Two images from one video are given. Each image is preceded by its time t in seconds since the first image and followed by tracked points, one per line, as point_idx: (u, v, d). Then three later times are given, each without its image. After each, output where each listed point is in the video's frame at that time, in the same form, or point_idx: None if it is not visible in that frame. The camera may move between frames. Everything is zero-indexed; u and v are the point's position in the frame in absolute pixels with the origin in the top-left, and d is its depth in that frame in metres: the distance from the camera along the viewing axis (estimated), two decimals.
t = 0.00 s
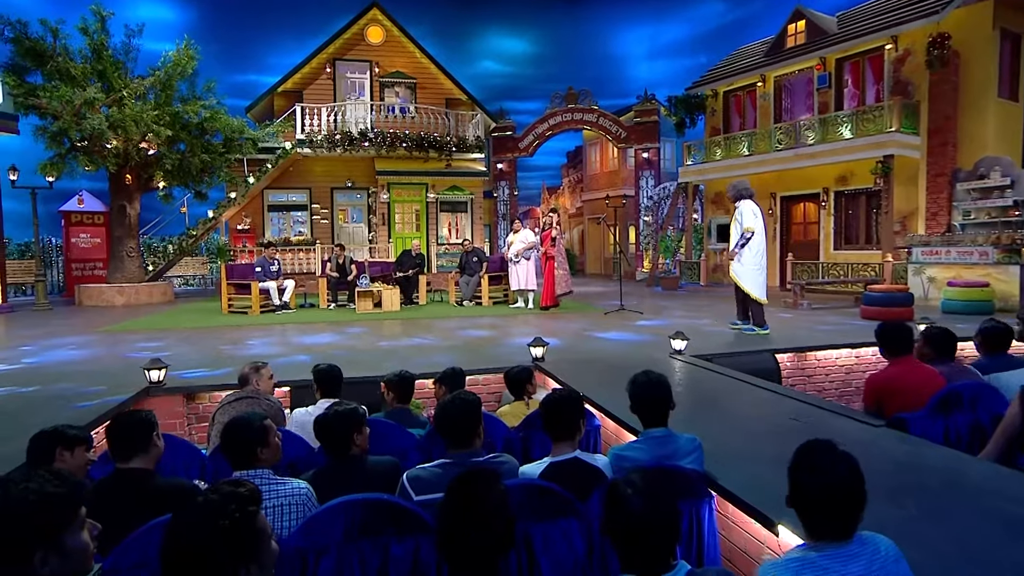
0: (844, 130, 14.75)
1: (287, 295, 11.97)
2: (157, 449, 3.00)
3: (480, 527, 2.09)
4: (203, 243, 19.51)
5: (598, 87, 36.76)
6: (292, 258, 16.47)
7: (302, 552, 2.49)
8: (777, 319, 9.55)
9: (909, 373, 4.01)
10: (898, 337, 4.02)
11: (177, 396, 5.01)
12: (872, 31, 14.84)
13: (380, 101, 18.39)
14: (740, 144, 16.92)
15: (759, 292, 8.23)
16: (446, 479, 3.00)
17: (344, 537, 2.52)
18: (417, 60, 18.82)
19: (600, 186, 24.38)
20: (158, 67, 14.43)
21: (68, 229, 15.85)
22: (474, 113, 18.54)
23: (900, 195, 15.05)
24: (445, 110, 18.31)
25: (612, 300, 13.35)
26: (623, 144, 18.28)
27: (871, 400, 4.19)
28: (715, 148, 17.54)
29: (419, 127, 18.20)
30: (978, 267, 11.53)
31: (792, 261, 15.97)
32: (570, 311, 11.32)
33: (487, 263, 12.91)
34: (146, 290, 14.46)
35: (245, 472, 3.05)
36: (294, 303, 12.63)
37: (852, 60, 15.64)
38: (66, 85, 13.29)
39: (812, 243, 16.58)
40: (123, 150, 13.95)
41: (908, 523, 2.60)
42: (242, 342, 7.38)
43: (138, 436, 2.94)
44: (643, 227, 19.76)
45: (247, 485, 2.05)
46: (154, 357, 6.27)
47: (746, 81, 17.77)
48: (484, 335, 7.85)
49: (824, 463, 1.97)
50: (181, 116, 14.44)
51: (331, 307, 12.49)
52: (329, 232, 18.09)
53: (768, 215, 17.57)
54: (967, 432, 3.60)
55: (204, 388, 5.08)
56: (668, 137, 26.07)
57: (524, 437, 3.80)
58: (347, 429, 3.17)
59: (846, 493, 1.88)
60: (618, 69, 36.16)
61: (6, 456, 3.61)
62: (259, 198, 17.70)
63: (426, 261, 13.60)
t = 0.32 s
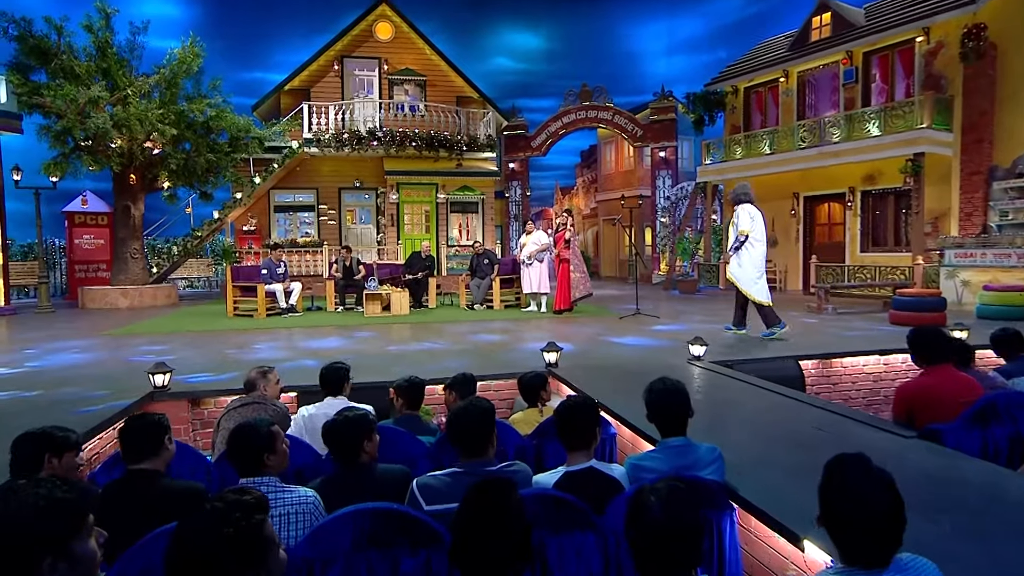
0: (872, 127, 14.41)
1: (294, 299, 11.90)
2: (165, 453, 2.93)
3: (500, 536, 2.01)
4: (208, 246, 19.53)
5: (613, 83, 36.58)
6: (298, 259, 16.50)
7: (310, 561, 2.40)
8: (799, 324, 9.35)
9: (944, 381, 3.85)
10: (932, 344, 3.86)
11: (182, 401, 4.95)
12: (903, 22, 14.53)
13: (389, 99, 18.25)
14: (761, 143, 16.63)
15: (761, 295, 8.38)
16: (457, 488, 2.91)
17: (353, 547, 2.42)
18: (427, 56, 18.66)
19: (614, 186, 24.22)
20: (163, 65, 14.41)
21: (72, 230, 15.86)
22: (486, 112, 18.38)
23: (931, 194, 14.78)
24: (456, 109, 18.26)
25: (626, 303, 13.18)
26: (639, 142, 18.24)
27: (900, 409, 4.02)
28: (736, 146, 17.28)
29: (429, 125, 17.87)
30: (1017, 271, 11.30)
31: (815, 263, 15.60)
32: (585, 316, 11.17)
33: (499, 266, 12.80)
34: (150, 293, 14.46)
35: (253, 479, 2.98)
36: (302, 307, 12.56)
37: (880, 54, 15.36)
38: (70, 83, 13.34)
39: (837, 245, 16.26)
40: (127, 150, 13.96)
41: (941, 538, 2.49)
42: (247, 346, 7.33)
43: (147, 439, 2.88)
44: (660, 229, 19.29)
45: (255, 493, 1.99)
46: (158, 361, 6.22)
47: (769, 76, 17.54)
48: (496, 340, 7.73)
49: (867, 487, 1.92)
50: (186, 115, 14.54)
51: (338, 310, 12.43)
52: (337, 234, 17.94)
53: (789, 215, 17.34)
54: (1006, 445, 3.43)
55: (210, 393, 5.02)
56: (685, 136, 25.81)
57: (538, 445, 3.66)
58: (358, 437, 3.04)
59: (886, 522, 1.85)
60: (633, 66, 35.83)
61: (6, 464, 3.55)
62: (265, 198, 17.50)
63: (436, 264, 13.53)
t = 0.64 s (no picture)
0: (901, 122, 13.80)
1: (297, 302, 11.79)
2: (175, 458, 2.93)
3: (511, 544, 1.88)
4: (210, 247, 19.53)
5: (627, 79, 36.26)
6: (302, 261, 16.33)
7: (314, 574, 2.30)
8: (820, 328, 9.14)
9: (974, 391, 3.72)
10: (962, 351, 3.75)
11: (182, 407, 4.86)
12: (935, 12, 13.79)
13: (396, 95, 18.09)
14: (782, 139, 16.19)
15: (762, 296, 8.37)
16: (466, 497, 2.79)
17: (359, 558, 2.31)
18: (434, 52, 18.49)
19: (628, 186, 24.06)
20: (163, 61, 14.39)
21: (69, 231, 15.68)
22: (495, 109, 18.51)
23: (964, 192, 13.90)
24: (464, 106, 18.12)
25: (640, 307, 13.01)
26: (654, 140, 17.79)
27: (930, 420, 3.86)
28: (754, 144, 16.92)
29: (436, 123, 17.86)
30: None
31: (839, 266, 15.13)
32: (598, 320, 10.98)
33: (508, 268, 12.70)
34: (150, 295, 14.37)
35: (256, 488, 2.91)
36: (305, 310, 12.45)
37: (910, 46, 14.60)
38: (69, 79, 13.27)
39: (862, 246, 15.78)
40: (126, 149, 13.84)
41: (977, 554, 2.35)
42: (249, 351, 7.24)
43: (157, 441, 2.89)
44: (676, 229, 18.62)
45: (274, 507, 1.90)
46: (158, 366, 6.14)
47: (790, 70, 17.08)
48: (505, 345, 7.59)
49: (895, 503, 1.84)
50: (186, 112, 14.42)
51: (342, 313, 12.33)
52: (342, 235, 17.87)
53: (811, 215, 16.85)
54: None
55: (210, 399, 4.93)
56: (702, 134, 25.48)
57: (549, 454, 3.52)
58: (365, 444, 2.95)
59: (913, 540, 1.76)
60: (646, 61, 35.45)
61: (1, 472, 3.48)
62: (268, 198, 17.51)
63: (444, 266, 13.41)
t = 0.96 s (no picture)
0: (922, 118, 13.29)
1: (291, 305, 11.63)
2: (167, 467, 2.80)
3: (517, 556, 1.76)
4: (200, 248, 19.33)
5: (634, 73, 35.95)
6: (297, 264, 16.20)
7: None
8: (838, 333, 8.93)
9: (998, 396, 3.62)
10: (986, 355, 3.72)
11: (171, 415, 4.75)
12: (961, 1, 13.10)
13: (394, 91, 17.95)
14: (797, 137, 15.72)
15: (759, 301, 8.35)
16: (468, 510, 2.66)
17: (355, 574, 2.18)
18: (434, 45, 18.33)
19: (637, 185, 23.87)
20: (152, 55, 14.03)
21: (53, 231, 15.44)
22: (496, 105, 18.16)
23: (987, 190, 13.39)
24: (465, 102, 17.86)
25: (649, 311, 12.84)
26: (662, 137, 17.33)
27: (950, 422, 3.75)
28: (768, 141, 16.45)
29: (436, 120, 17.65)
30: None
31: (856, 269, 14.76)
32: (605, 325, 10.78)
33: (510, 271, 12.59)
34: (137, 298, 14.13)
35: (251, 499, 2.77)
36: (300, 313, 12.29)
37: (931, 38, 13.95)
38: (52, 74, 13.02)
39: (881, 247, 15.15)
40: (113, 146, 13.54)
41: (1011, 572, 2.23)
42: (242, 356, 7.10)
43: (148, 449, 2.76)
44: (685, 229, 18.48)
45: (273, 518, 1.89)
46: (147, 372, 6.01)
47: (805, 64, 16.30)
48: (509, 350, 7.45)
49: (918, 519, 1.75)
50: (176, 108, 14.05)
51: (339, 317, 12.18)
52: (338, 235, 17.77)
53: (827, 215, 16.03)
54: None
55: (201, 407, 4.81)
56: (714, 131, 25.16)
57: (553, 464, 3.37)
58: (368, 452, 2.82)
59: (940, 557, 1.67)
60: (654, 54, 35.03)
61: None
62: (261, 198, 17.35)
63: (444, 268, 13.23)
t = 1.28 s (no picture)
0: (949, 115, 12.88)
1: (288, 310, 11.48)
2: (148, 484, 2.64)
3: None
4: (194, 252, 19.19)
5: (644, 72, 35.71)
6: (294, 268, 16.10)
7: None
8: (858, 341, 8.71)
9: None
10: None
11: (162, 425, 4.64)
12: None
13: (395, 88, 17.87)
14: (816, 135, 15.41)
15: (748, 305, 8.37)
16: (473, 526, 2.53)
17: None
18: (436, 41, 18.21)
19: (648, 186, 23.66)
20: (145, 51, 13.89)
21: (41, 234, 15.27)
22: (502, 104, 17.94)
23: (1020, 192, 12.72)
24: (469, 100, 17.75)
25: (661, 318, 12.66)
26: (675, 136, 17.15)
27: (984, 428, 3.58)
28: (786, 140, 16.12)
29: (439, 118, 17.56)
30: None
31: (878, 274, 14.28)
32: (614, 332, 10.59)
33: (514, 275, 12.34)
34: (127, 304, 13.99)
35: (247, 514, 2.64)
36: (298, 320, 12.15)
37: (959, 31, 13.50)
38: (41, 70, 12.85)
39: (904, 251, 14.70)
40: (104, 146, 13.30)
41: None
42: (237, 364, 6.98)
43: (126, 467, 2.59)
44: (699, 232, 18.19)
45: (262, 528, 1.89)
46: (137, 381, 5.90)
47: (825, 59, 15.87)
48: (514, 358, 7.30)
49: (950, 537, 1.66)
50: (169, 106, 13.78)
51: (337, 324, 12.05)
52: (338, 239, 17.64)
53: (848, 217, 15.57)
54: None
55: (193, 417, 4.69)
56: (728, 130, 24.84)
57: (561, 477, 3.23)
58: (369, 464, 2.68)
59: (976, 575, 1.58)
60: (665, 49, 34.56)
61: None
62: (258, 200, 17.31)
63: (448, 271, 13.09)
